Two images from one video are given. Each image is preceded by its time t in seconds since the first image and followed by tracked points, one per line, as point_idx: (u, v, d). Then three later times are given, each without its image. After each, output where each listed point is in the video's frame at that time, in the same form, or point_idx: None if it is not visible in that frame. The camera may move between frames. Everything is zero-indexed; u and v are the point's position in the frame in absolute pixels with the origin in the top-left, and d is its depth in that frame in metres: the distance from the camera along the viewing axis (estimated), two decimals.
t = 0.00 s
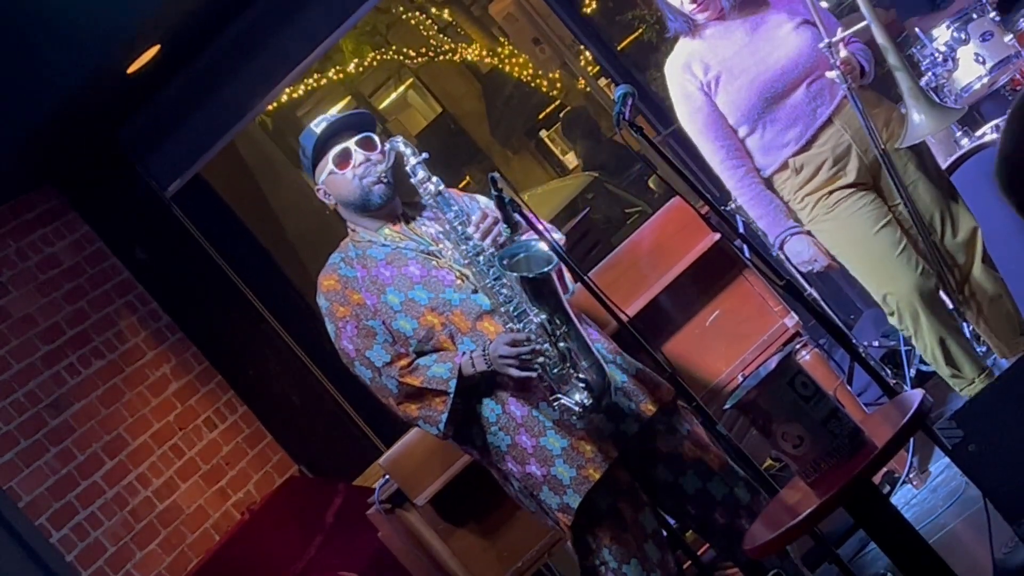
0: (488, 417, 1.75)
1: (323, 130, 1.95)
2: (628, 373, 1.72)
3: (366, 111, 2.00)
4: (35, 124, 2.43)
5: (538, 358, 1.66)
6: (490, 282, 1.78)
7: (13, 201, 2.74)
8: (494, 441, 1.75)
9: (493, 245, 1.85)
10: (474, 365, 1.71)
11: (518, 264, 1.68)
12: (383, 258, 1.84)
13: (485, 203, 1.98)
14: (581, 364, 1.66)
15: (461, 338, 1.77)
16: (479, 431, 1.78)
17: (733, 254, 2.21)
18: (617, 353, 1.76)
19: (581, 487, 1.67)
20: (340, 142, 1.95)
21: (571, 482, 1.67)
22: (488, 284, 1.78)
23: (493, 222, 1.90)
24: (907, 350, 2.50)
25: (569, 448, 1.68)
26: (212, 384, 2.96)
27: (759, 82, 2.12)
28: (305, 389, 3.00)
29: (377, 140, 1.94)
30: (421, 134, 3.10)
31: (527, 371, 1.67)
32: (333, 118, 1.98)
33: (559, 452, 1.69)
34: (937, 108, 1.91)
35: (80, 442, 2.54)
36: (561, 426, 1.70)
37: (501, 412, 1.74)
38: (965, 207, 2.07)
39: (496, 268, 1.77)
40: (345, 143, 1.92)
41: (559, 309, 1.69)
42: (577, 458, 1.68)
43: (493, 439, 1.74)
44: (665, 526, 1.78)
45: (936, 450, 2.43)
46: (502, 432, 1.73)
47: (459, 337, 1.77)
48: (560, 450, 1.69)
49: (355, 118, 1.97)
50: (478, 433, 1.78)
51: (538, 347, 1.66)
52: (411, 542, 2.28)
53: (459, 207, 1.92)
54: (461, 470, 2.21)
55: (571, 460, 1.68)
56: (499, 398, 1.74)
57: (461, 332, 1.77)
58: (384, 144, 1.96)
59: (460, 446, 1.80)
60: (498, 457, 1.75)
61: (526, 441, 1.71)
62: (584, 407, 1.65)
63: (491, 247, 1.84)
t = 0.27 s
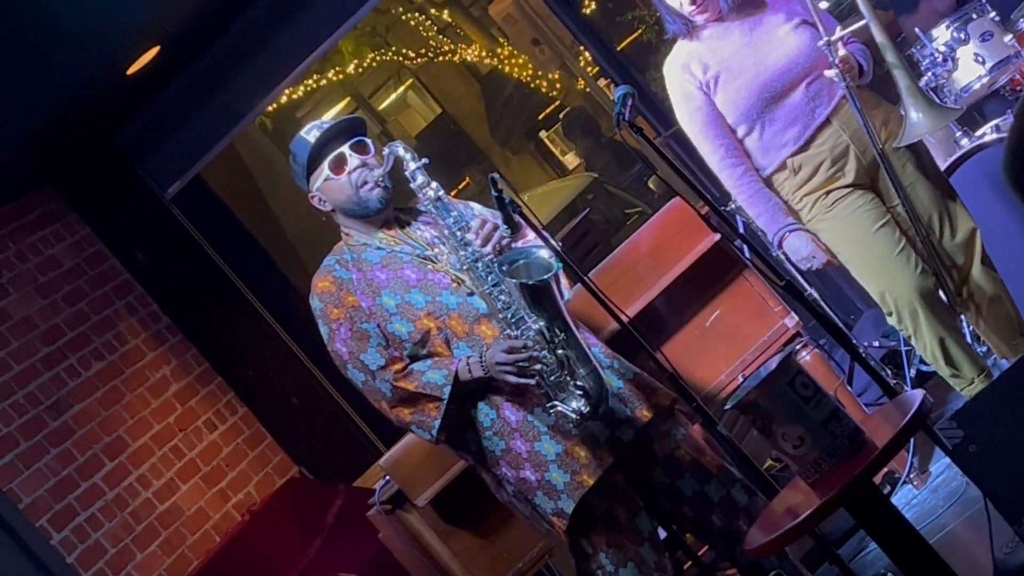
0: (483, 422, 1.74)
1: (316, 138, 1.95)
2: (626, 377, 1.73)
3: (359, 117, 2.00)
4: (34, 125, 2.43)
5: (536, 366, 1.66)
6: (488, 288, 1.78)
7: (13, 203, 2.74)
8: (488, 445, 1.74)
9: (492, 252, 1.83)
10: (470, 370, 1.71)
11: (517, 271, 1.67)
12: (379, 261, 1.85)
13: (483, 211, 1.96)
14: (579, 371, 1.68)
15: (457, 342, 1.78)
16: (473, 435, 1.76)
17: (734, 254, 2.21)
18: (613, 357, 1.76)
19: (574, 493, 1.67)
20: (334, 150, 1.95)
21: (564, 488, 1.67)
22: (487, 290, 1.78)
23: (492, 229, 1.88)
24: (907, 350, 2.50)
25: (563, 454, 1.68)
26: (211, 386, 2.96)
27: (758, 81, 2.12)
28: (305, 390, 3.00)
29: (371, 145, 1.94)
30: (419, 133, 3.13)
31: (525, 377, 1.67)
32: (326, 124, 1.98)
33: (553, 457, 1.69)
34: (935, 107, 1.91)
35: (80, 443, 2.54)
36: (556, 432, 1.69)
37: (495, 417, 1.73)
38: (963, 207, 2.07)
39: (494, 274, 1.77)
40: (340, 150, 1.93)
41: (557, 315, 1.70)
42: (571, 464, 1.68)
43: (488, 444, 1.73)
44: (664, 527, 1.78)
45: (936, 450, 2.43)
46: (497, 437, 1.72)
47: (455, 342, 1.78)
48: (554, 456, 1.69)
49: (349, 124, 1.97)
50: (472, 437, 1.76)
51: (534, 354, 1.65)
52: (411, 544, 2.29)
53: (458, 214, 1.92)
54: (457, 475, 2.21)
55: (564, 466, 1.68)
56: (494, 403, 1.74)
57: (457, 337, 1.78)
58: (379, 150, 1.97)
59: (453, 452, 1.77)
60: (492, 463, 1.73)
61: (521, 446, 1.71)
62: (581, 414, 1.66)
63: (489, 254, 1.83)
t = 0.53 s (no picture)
0: (478, 419, 1.74)
1: (293, 144, 1.93)
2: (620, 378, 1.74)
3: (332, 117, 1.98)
4: (35, 127, 2.42)
5: (531, 357, 1.67)
6: (481, 280, 1.79)
7: (15, 205, 2.74)
8: (482, 443, 1.74)
9: (482, 245, 1.85)
10: (466, 364, 1.70)
11: (508, 264, 1.66)
12: (366, 253, 1.83)
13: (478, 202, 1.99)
14: (575, 361, 1.68)
15: (451, 337, 1.77)
16: (467, 432, 1.76)
17: (734, 256, 2.20)
18: (604, 357, 1.77)
19: (574, 490, 1.67)
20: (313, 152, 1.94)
21: (563, 485, 1.67)
22: (478, 283, 1.79)
23: (481, 221, 1.89)
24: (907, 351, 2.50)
25: (561, 450, 1.68)
26: (212, 388, 2.96)
27: (757, 86, 2.12)
28: (306, 391, 3.00)
29: (348, 144, 1.93)
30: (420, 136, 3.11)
31: (520, 369, 1.67)
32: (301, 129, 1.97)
33: (552, 454, 1.69)
34: (936, 109, 1.91)
35: (82, 445, 2.54)
36: (553, 427, 1.70)
37: (491, 414, 1.73)
38: (964, 209, 2.06)
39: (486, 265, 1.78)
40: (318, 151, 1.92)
41: (552, 309, 1.70)
42: (569, 460, 1.68)
43: (481, 441, 1.74)
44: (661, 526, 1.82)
45: (936, 451, 2.43)
46: (491, 434, 1.73)
47: (449, 336, 1.77)
48: (552, 453, 1.69)
49: (324, 125, 1.96)
50: (466, 434, 1.76)
51: (529, 346, 1.66)
52: (411, 545, 2.31)
53: (445, 209, 1.90)
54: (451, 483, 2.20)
55: (563, 462, 1.68)
56: (490, 400, 1.74)
57: (450, 331, 1.77)
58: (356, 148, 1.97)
59: (446, 449, 1.78)
60: (484, 460, 1.74)
61: (516, 444, 1.71)
62: (580, 403, 1.65)
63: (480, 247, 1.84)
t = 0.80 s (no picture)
0: (482, 423, 1.75)
1: (297, 144, 1.92)
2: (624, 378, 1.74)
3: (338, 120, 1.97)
4: (34, 127, 2.42)
5: (534, 362, 1.67)
6: (485, 285, 1.78)
7: (14, 205, 2.73)
8: (488, 447, 1.74)
9: (488, 250, 1.82)
10: (469, 370, 1.70)
11: (514, 268, 1.68)
12: (369, 258, 1.83)
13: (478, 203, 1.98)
14: (581, 366, 1.69)
15: (454, 342, 1.77)
16: (473, 436, 1.76)
17: (733, 255, 2.21)
18: (608, 359, 1.77)
19: (578, 493, 1.67)
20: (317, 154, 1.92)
21: (567, 488, 1.67)
22: (484, 288, 1.78)
23: (487, 226, 1.86)
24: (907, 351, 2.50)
25: (565, 453, 1.68)
26: (212, 388, 2.95)
27: (756, 85, 2.12)
28: (306, 392, 3.00)
29: (353, 146, 1.92)
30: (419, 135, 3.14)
31: (523, 373, 1.67)
32: (307, 129, 1.95)
33: (556, 457, 1.69)
34: (934, 108, 1.91)
35: (81, 446, 2.54)
36: (557, 430, 1.70)
37: (495, 418, 1.74)
38: (963, 209, 2.07)
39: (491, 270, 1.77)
40: (323, 153, 1.91)
41: (555, 312, 1.73)
42: (574, 463, 1.68)
43: (486, 444, 1.74)
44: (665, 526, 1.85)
45: (936, 450, 2.43)
46: (496, 438, 1.73)
47: (452, 341, 1.77)
48: (557, 456, 1.69)
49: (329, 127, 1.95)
50: (470, 438, 1.76)
51: (532, 352, 1.66)
52: (410, 542, 2.30)
53: (450, 213, 1.86)
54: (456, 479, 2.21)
55: (568, 465, 1.68)
56: (494, 405, 1.74)
57: (454, 336, 1.77)
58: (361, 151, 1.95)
59: (451, 453, 1.77)
60: (489, 463, 1.75)
61: (521, 447, 1.71)
62: (584, 409, 1.66)
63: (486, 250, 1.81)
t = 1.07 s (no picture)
0: (483, 421, 1.75)
1: (304, 138, 1.93)
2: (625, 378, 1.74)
3: (343, 113, 1.98)
4: (33, 127, 2.42)
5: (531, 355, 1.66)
6: (483, 280, 1.79)
7: (12, 206, 2.73)
8: (488, 445, 1.74)
9: (487, 244, 1.85)
10: (468, 366, 1.70)
11: (512, 263, 1.65)
12: (372, 255, 1.84)
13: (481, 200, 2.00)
14: (576, 361, 1.67)
15: (455, 338, 1.77)
16: (473, 433, 1.77)
17: (733, 256, 2.22)
18: (609, 358, 1.77)
19: (579, 492, 1.67)
20: (322, 147, 1.93)
21: (568, 487, 1.67)
22: (482, 281, 1.78)
23: (486, 221, 1.90)
24: (907, 351, 2.50)
25: (565, 452, 1.68)
26: (210, 389, 2.94)
27: (755, 86, 2.12)
28: (305, 392, 3.00)
29: (358, 140, 1.93)
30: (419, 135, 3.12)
31: (519, 365, 1.66)
32: (314, 123, 1.96)
33: (556, 457, 1.69)
34: (933, 109, 1.90)
35: (79, 446, 2.54)
36: (557, 429, 1.70)
37: (495, 417, 1.73)
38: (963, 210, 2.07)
39: (489, 265, 1.78)
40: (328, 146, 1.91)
41: (554, 308, 1.68)
42: (575, 462, 1.68)
43: (487, 443, 1.74)
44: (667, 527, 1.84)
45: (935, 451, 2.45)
46: (496, 436, 1.73)
47: (452, 338, 1.77)
48: (557, 456, 1.69)
49: (335, 121, 1.95)
50: (471, 435, 1.77)
51: (527, 342, 1.66)
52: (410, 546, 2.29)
53: (450, 207, 1.91)
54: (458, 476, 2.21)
55: (568, 465, 1.68)
56: (495, 404, 1.74)
57: (455, 333, 1.77)
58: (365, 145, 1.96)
59: (452, 450, 1.78)
60: (490, 461, 1.75)
61: (521, 446, 1.71)
62: (579, 405, 1.66)
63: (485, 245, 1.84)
